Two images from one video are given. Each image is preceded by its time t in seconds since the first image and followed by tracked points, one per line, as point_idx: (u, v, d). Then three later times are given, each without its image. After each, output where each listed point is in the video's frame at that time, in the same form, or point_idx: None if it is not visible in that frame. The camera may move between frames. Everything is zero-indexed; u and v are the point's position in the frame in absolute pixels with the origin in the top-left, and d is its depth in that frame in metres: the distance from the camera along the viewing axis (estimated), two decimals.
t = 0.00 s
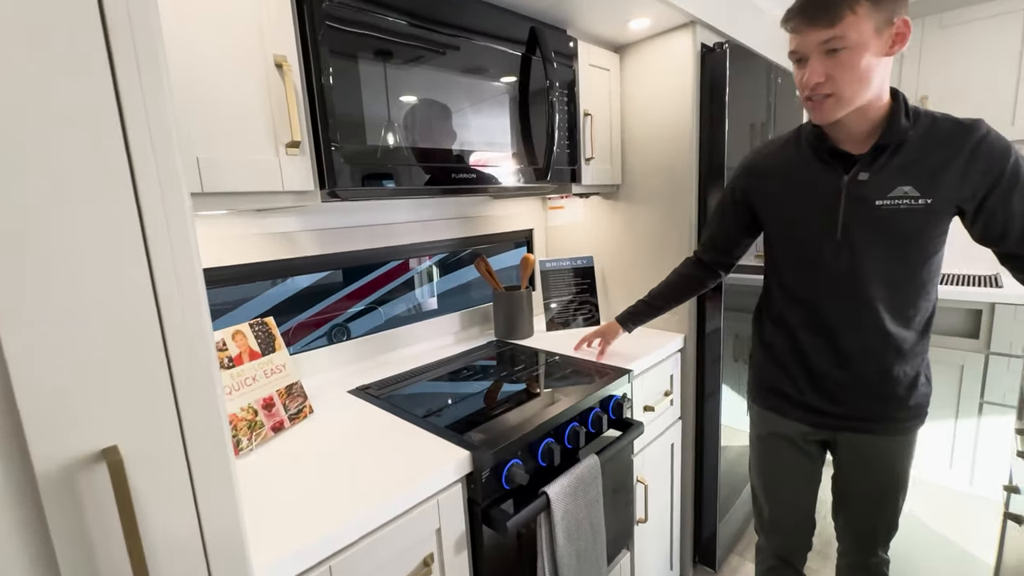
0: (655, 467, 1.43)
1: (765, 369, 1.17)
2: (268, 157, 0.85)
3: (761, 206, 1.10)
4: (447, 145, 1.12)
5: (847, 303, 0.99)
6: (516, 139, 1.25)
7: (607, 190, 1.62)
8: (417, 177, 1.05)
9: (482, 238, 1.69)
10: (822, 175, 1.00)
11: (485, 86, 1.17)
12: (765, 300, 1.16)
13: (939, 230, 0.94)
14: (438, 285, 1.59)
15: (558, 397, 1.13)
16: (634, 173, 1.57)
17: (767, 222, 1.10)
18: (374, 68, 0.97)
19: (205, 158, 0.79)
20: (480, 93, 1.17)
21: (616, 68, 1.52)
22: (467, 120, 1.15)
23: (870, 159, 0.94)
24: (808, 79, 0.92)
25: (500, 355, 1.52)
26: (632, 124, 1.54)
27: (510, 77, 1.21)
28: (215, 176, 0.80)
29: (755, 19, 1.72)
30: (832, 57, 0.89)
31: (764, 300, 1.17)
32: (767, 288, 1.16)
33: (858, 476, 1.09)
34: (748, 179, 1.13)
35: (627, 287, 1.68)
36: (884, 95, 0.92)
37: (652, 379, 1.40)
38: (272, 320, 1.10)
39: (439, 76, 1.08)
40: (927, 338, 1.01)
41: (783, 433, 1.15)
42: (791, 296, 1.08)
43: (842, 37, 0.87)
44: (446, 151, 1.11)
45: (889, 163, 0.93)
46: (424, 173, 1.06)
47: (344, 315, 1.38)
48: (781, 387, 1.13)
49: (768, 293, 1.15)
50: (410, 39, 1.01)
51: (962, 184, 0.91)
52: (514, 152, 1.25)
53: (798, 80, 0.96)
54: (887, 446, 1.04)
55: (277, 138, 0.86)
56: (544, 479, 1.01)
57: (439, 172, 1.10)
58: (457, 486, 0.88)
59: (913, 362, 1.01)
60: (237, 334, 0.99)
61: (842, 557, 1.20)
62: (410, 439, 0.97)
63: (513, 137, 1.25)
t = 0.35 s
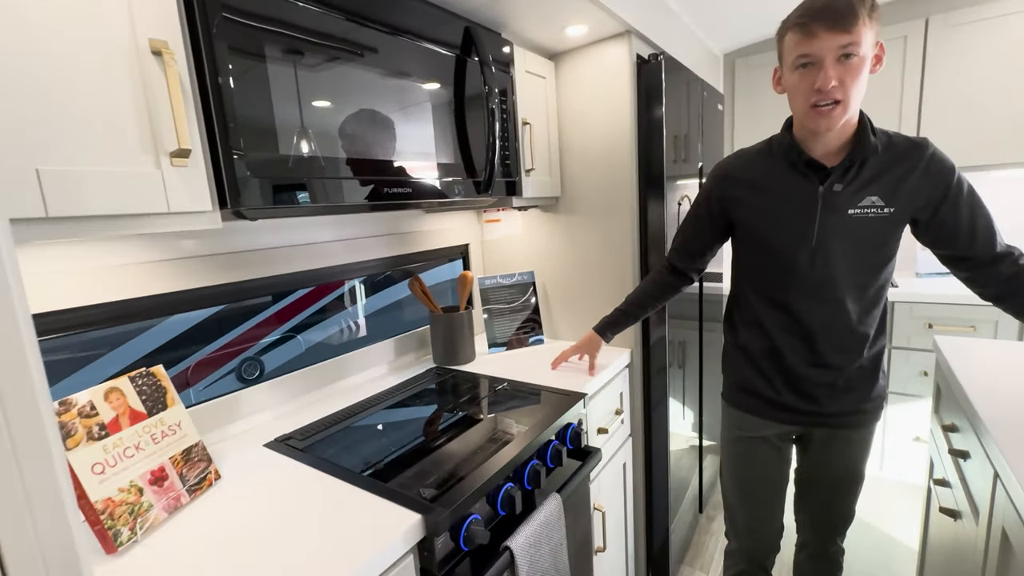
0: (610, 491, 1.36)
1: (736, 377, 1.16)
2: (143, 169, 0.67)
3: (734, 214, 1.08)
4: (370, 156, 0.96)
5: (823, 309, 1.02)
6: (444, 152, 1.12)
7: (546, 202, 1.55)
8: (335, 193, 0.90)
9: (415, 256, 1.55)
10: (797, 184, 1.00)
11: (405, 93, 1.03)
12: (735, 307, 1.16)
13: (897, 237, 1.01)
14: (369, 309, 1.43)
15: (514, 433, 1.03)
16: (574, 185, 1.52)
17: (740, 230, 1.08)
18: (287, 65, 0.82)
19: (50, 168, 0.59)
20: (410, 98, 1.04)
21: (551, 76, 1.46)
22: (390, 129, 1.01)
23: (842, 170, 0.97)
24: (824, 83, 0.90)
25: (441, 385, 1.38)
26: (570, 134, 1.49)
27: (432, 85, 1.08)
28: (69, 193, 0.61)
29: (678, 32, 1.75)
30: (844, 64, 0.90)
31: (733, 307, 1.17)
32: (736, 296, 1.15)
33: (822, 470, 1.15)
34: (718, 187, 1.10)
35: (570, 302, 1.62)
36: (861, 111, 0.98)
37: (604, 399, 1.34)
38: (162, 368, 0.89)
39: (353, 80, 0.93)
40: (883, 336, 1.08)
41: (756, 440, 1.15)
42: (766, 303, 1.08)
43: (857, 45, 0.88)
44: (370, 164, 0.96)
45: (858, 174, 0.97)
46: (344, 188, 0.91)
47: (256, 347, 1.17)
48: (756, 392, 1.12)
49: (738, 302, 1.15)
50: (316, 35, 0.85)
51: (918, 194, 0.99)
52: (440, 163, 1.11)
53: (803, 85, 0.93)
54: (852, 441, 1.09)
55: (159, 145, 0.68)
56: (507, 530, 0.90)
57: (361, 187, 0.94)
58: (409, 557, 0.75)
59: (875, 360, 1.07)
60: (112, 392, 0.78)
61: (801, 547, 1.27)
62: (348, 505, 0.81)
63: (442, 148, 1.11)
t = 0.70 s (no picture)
0: (558, 510, 1.30)
1: (678, 380, 1.18)
2: None
3: (671, 222, 1.11)
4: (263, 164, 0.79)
5: (754, 309, 1.07)
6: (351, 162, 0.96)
7: (474, 212, 1.48)
8: (222, 208, 0.72)
9: (331, 274, 1.39)
10: (728, 192, 1.05)
11: (301, 94, 0.86)
12: (673, 311, 1.18)
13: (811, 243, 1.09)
14: (280, 337, 1.25)
15: (466, 462, 0.97)
16: (502, 194, 1.47)
17: (677, 236, 1.11)
18: (181, 49, 0.67)
19: None
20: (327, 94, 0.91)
21: (476, 81, 1.40)
22: (293, 135, 0.85)
23: (767, 179, 1.04)
24: (750, 96, 0.97)
25: (370, 418, 1.23)
26: (497, 142, 1.44)
27: (337, 85, 0.93)
28: None
29: (593, 46, 1.79)
30: (769, 81, 0.97)
31: (671, 311, 1.19)
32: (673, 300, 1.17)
33: (757, 464, 1.20)
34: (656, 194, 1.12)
35: (502, 316, 1.56)
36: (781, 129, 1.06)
37: (548, 414, 1.30)
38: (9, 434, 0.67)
39: (241, 75, 0.76)
40: (802, 334, 1.16)
41: (699, 441, 1.17)
42: (702, 307, 1.11)
43: (779, 65, 0.96)
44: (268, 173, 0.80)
45: (780, 184, 1.04)
46: (232, 202, 0.74)
47: (131, 388, 0.95)
48: (695, 394, 1.15)
49: (676, 305, 1.17)
50: (192, 19, 0.68)
51: (827, 204, 1.08)
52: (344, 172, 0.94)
53: (733, 98, 1.00)
54: (784, 433, 1.16)
55: (2, 142, 0.51)
56: None
57: (253, 200, 0.77)
58: None
59: (797, 356, 1.14)
60: None
61: (737, 539, 1.32)
62: None
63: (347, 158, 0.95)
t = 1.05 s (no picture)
0: (506, 522, 1.30)
1: (618, 379, 1.23)
2: None
3: (618, 225, 1.16)
4: (148, 172, 0.66)
5: (689, 307, 1.16)
6: (251, 171, 0.85)
7: (406, 224, 1.44)
8: (99, 226, 0.60)
9: (248, 293, 1.28)
10: (668, 198, 1.14)
11: (194, 93, 0.74)
12: (612, 313, 1.23)
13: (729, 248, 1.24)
14: (188, 366, 1.13)
15: (403, 483, 0.96)
16: (435, 205, 1.44)
17: (620, 239, 1.16)
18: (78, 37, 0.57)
19: None
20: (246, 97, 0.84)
21: (406, 89, 1.37)
22: (186, 138, 0.73)
23: (699, 189, 1.16)
24: (683, 111, 1.09)
25: (298, 448, 1.13)
26: (428, 152, 1.42)
27: (235, 85, 0.82)
28: None
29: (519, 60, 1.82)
30: (699, 100, 1.09)
31: (609, 313, 1.24)
32: (613, 302, 1.22)
33: (687, 454, 1.29)
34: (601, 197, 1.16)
35: (437, 328, 1.53)
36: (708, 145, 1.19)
37: (491, 426, 1.30)
38: None
39: (117, 69, 0.63)
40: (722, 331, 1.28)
41: (639, 436, 1.23)
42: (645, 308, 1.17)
43: (709, 87, 1.08)
44: (158, 183, 0.68)
45: (709, 194, 1.17)
46: (113, 219, 0.61)
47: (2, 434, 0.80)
48: (639, 392, 1.21)
49: (615, 306, 1.22)
50: (64, 2, 0.55)
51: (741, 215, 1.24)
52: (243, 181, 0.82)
53: (668, 111, 1.11)
54: (710, 425, 1.26)
55: None
56: None
57: (137, 218, 0.64)
58: None
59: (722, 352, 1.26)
60: None
61: (672, 529, 1.40)
62: None
63: (246, 166, 0.84)
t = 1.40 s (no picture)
0: (452, 531, 1.30)
1: (561, 377, 1.28)
2: None
3: (566, 230, 1.21)
4: (40, 181, 0.59)
5: (625, 307, 1.26)
6: (164, 178, 0.78)
7: (344, 233, 1.41)
8: None
9: (170, 307, 1.20)
10: (610, 206, 1.23)
11: (94, 88, 0.67)
12: (554, 313, 1.28)
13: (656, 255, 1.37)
14: (102, 388, 1.03)
15: (342, 500, 0.94)
16: (373, 214, 1.44)
17: (566, 242, 1.22)
18: None
19: None
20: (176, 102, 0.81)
21: (342, 98, 1.36)
22: (87, 141, 0.66)
23: (636, 199, 1.26)
24: (629, 129, 1.17)
25: (229, 469, 1.08)
26: (366, 161, 1.41)
27: (142, 83, 0.75)
28: None
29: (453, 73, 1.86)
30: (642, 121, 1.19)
31: (552, 313, 1.28)
32: (557, 302, 1.27)
33: (620, 447, 1.38)
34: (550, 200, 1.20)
35: (377, 338, 1.51)
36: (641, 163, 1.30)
37: (436, 434, 1.31)
38: None
39: (18, 64, 0.57)
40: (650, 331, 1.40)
41: (579, 431, 1.29)
42: (588, 308, 1.24)
43: (650, 110, 1.19)
44: (56, 193, 0.61)
45: (643, 205, 1.28)
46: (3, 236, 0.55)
47: None
48: (583, 390, 1.27)
49: (558, 307, 1.26)
50: None
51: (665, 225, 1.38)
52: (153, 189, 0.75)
53: (616, 128, 1.19)
54: (641, 418, 1.35)
55: None
56: None
57: (30, 234, 0.58)
58: None
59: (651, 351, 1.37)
60: None
61: (610, 522, 1.48)
62: None
63: (157, 172, 0.77)
